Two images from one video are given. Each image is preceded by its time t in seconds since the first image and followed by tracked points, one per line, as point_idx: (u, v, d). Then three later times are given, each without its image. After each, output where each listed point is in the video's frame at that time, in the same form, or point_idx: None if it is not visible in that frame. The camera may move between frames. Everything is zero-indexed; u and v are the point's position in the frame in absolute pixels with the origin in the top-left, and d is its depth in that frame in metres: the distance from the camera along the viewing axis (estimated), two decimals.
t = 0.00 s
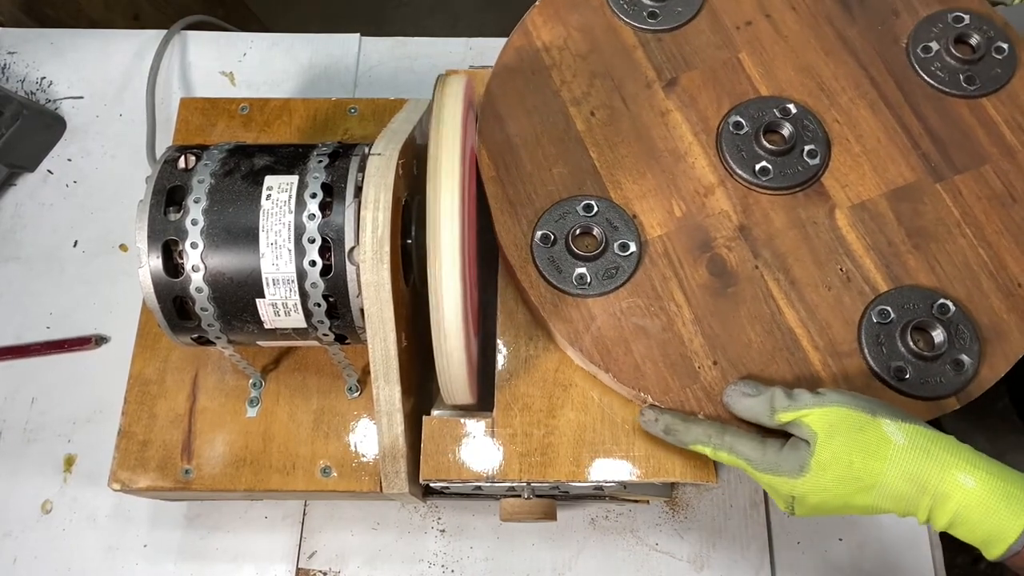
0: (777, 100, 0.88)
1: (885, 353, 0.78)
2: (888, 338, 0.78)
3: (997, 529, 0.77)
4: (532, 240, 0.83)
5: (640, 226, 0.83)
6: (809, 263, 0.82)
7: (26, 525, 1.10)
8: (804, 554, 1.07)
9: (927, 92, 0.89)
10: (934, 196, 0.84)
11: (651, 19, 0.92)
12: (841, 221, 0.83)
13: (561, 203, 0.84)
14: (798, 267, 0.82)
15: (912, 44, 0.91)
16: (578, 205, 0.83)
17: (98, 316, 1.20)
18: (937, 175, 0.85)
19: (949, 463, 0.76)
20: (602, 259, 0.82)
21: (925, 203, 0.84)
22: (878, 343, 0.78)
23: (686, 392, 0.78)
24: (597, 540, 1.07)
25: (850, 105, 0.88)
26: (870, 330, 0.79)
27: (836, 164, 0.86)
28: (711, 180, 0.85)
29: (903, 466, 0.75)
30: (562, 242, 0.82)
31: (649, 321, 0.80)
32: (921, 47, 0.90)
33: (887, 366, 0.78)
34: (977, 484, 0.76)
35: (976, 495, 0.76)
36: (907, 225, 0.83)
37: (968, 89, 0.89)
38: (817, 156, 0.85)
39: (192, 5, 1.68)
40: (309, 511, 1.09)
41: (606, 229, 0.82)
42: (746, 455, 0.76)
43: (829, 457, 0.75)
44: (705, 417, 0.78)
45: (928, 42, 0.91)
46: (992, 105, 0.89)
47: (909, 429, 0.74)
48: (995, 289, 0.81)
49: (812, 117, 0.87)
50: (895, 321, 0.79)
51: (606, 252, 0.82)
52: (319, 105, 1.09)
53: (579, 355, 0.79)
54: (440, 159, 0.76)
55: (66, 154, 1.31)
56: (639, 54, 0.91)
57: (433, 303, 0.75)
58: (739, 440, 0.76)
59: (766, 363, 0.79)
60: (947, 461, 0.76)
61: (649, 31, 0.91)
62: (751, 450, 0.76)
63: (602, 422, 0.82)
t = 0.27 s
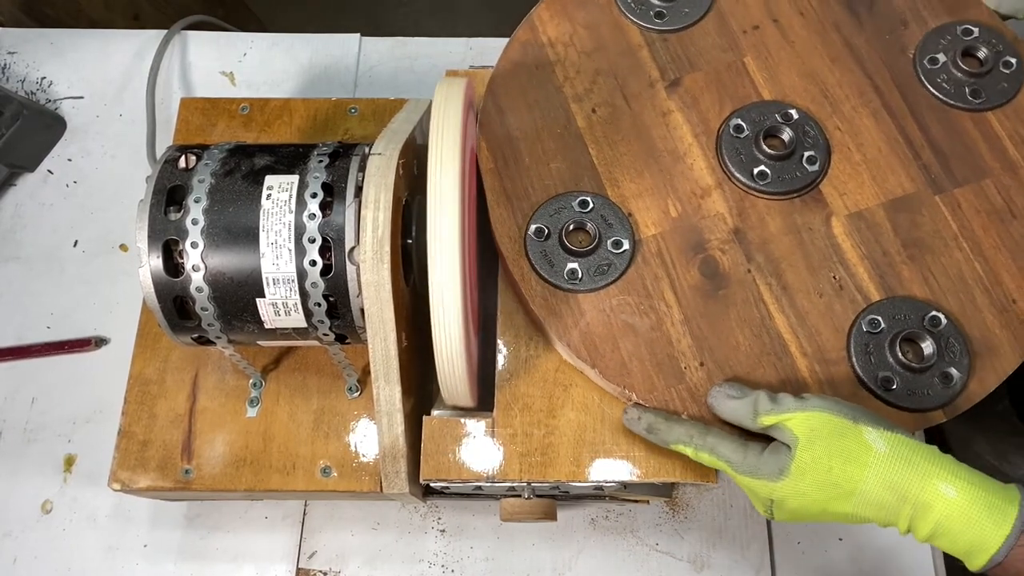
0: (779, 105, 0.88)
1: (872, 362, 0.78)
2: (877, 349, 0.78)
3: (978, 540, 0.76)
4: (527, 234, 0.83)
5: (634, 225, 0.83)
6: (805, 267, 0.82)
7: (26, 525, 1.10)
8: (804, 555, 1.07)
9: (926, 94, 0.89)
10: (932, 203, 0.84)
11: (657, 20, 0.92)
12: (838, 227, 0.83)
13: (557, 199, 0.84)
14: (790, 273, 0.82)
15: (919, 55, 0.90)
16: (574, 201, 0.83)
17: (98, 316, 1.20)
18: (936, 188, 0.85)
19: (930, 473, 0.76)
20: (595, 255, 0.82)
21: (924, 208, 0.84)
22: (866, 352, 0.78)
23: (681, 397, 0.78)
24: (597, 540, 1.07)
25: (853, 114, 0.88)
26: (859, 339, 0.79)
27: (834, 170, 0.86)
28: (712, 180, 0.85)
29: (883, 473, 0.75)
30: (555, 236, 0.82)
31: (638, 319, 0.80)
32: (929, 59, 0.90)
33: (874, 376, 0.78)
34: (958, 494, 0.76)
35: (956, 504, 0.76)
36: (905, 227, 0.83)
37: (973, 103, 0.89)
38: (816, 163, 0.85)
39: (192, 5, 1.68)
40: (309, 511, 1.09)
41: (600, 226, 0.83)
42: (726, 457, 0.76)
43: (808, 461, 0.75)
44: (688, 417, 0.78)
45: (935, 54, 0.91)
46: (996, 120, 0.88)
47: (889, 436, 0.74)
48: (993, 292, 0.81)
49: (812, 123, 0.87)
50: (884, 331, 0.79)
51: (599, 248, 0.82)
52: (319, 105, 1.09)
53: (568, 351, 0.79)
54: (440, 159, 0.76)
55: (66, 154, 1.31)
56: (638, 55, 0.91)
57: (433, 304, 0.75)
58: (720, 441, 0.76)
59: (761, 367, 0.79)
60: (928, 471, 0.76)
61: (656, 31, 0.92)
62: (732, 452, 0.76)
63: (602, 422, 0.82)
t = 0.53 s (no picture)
0: (780, 106, 0.87)
1: (869, 362, 0.78)
2: (873, 349, 0.79)
3: (973, 528, 0.75)
4: (526, 230, 0.83)
5: (634, 222, 0.84)
6: (806, 267, 0.82)
7: (27, 526, 1.10)
8: (805, 555, 1.07)
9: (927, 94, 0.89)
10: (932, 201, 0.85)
11: (659, 18, 0.92)
12: (838, 226, 0.83)
13: (557, 194, 0.84)
14: (789, 272, 0.82)
15: (920, 56, 0.91)
16: (574, 197, 0.83)
17: (98, 316, 1.20)
18: (936, 188, 0.85)
19: (922, 460, 0.75)
20: (594, 251, 0.82)
21: (925, 208, 0.84)
22: (863, 352, 0.79)
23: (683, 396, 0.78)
24: (598, 540, 1.07)
25: (854, 114, 0.88)
26: (856, 339, 0.79)
27: (834, 170, 0.86)
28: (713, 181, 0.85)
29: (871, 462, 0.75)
30: (555, 232, 0.82)
31: (635, 317, 0.80)
32: (930, 60, 0.90)
33: (871, 376, 0.78)
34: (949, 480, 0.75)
35: (949, 491, 0.75)
36: (906, 227, 0.83)
37: (975, 105, 0.88)
38: (816, 163, 0.85)
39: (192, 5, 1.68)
40: (310, 512, 1.09)
41: (600, 223, 0.82)
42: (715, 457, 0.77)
43: (796, 451, 0.76)
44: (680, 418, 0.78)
45: (937, 55, 0.91)
46: (998, 121, 0.88)
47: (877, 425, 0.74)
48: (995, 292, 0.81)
49: (813, 123, 0.87)
50: (882, 332, 0.79)
51: (598, 245, 0.82)
52: (320, 105, 1.09)
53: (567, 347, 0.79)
54: (442, 159, 0.76)
55: (66, 154, 1.31)
56: (640, 55, 0.91)
57: (435, 305, 0.75)
58: (708, 441, 0.77)
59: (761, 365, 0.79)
60: (919, 458, 0.75)
61: (659, 29, 0.92)
62: (719, 450, 0.77)
63: (603, 423, 0.82)
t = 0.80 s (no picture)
0: (792, 107, 0.88)
1: (865, 367, 0.78)
2: (870, 354, 0.78)
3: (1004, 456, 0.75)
4: (529, 215, 0.83)
5: (636, 214, 0.84)
6: (808, 267, 0.82)
7: (28, 526, 1.09)
8: (807, 555, 1.07)
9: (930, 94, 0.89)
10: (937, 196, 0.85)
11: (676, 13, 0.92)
12: (845, 221, 0.83)
13: (562, 182, 0.84)
14: (796, 267, 0.82)
15: (937, 65, 0.90)
16: (579, 186, 0.84)
17: (100, 316, 1.20)
18: (938, 187, 0.85)
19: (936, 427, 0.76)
20: (595, 240, 0.82)
21: (927, 208, 0.84)
22: (858, 356, 0.78)
23: (689, 393, 0.77)
24: (599, 540, 1.07)
25: (857, 114, 0.88)
26: (853, 343, 0.79)
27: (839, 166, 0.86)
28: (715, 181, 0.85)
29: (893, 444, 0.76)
30: (557, 220, 0.83)
31: (644, 316, 0.80)
32: (946, 69, 0.90)
33: (866, 380, 0.77)
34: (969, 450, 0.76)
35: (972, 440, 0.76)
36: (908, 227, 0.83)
37: (989, 116, 0.88)
38: (824, 165, 0.85)
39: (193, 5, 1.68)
40: (311, 512, 1.09)
41: (602, 213, 0.83)
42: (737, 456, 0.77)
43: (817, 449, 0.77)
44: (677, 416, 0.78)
45: (954, 65, 0.90)
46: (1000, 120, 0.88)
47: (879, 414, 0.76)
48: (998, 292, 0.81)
49: (824, 126, 0.87)
50: (878, 337, 0.79)
51: (600, 234, 0.82)
52: (322, 105, 1.09)
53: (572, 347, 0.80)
54: (445, 159, 0.76)
55: (67, 154, 1.31)
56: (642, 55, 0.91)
57: (438, 305, 0.75)
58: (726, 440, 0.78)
59: (769, 359, 0.78)
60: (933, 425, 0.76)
61: (674, 23, 0.92)
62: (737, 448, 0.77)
63: (604, 424, 0.82)
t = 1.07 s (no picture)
0: (790, 113, 0.87)
1: (794, 374, 0.77)
2: (806, 364, 0.77)
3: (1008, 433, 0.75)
4: (508, 168, 0.85)
5: (613, 187, 0.85)
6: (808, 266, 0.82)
7: (28, 526, 1.09)
8: (806, 555, 1.07)
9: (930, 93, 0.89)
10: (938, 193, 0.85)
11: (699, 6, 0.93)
12: (846, 219, 0.83)
13: (547, 145, 0.86)
14: (795, 266, 0.82)
15: (948, 100, 0.88)
16: (562, 151, 0.85)
17: (99, 316, 1.20)
18: (938, 187, 0.85)
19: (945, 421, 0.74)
20: (566, 203, 0.83)
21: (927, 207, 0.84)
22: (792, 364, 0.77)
23: (691, 391, 0.77)
24: (599, 540, 1.07)
25: (857, 113, 0.88)
26: (790, 349, 0.78)
27: (840, 164, 0.86)
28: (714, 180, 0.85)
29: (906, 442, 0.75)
30: (534, 177, 0.84)
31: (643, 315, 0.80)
32: (957, 106, 0.88)
33: (790, 388, 0.77)
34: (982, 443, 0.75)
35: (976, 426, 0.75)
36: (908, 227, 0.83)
37: (987, 159, 0.85)
38: (807, 176, 0.84)
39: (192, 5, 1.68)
40: (311, 511, 1.09)
41: (578, 178, 0.84)
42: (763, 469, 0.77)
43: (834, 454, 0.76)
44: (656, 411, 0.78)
45: (964, 103, 0.88)
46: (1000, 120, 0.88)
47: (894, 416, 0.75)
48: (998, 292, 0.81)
49: (816, 136, 0.86)
50: (818, 349, 0.78)
51: (571, 198, 0.83)
52: (322, 105, 1.09)
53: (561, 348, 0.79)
54: (444, 159, 0.76)
55: (67, 154, 1.31)
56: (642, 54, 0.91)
57: (437, 306, 0.75)
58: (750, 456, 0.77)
59: (772, 356, 0.78)
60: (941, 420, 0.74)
61: (696, 14, 0.93)
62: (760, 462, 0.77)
63: (604, 424, 0.82)
